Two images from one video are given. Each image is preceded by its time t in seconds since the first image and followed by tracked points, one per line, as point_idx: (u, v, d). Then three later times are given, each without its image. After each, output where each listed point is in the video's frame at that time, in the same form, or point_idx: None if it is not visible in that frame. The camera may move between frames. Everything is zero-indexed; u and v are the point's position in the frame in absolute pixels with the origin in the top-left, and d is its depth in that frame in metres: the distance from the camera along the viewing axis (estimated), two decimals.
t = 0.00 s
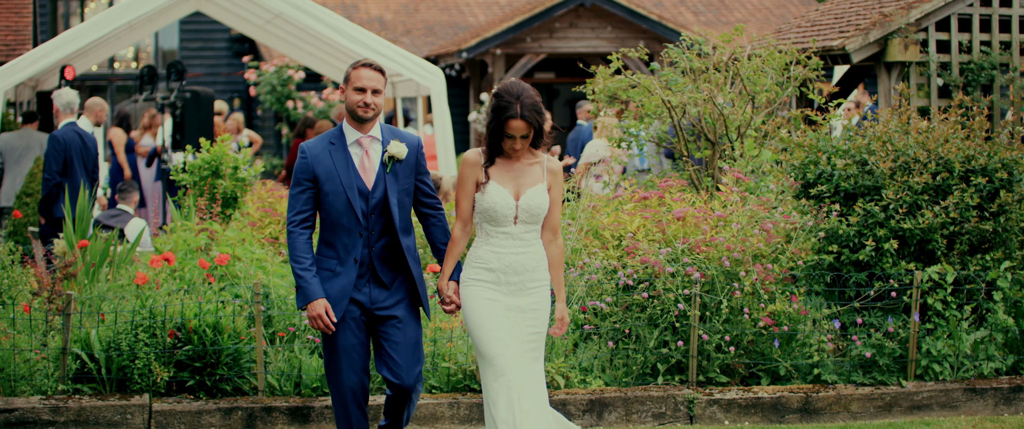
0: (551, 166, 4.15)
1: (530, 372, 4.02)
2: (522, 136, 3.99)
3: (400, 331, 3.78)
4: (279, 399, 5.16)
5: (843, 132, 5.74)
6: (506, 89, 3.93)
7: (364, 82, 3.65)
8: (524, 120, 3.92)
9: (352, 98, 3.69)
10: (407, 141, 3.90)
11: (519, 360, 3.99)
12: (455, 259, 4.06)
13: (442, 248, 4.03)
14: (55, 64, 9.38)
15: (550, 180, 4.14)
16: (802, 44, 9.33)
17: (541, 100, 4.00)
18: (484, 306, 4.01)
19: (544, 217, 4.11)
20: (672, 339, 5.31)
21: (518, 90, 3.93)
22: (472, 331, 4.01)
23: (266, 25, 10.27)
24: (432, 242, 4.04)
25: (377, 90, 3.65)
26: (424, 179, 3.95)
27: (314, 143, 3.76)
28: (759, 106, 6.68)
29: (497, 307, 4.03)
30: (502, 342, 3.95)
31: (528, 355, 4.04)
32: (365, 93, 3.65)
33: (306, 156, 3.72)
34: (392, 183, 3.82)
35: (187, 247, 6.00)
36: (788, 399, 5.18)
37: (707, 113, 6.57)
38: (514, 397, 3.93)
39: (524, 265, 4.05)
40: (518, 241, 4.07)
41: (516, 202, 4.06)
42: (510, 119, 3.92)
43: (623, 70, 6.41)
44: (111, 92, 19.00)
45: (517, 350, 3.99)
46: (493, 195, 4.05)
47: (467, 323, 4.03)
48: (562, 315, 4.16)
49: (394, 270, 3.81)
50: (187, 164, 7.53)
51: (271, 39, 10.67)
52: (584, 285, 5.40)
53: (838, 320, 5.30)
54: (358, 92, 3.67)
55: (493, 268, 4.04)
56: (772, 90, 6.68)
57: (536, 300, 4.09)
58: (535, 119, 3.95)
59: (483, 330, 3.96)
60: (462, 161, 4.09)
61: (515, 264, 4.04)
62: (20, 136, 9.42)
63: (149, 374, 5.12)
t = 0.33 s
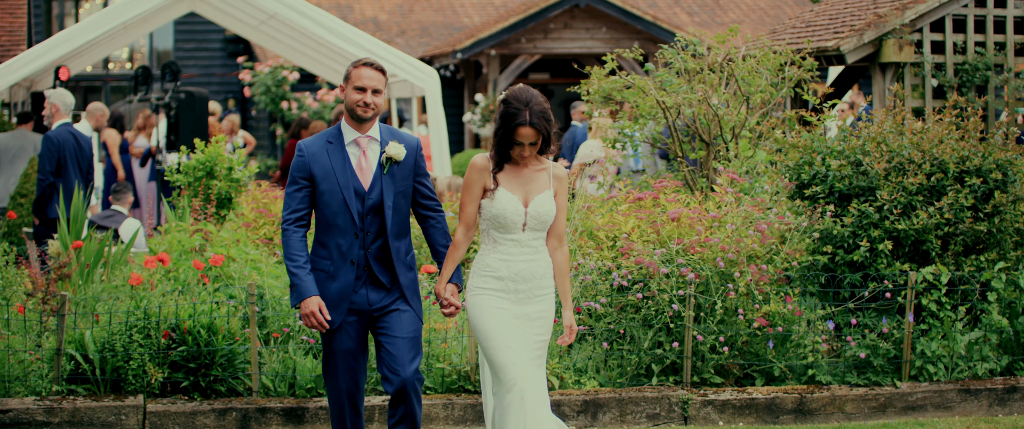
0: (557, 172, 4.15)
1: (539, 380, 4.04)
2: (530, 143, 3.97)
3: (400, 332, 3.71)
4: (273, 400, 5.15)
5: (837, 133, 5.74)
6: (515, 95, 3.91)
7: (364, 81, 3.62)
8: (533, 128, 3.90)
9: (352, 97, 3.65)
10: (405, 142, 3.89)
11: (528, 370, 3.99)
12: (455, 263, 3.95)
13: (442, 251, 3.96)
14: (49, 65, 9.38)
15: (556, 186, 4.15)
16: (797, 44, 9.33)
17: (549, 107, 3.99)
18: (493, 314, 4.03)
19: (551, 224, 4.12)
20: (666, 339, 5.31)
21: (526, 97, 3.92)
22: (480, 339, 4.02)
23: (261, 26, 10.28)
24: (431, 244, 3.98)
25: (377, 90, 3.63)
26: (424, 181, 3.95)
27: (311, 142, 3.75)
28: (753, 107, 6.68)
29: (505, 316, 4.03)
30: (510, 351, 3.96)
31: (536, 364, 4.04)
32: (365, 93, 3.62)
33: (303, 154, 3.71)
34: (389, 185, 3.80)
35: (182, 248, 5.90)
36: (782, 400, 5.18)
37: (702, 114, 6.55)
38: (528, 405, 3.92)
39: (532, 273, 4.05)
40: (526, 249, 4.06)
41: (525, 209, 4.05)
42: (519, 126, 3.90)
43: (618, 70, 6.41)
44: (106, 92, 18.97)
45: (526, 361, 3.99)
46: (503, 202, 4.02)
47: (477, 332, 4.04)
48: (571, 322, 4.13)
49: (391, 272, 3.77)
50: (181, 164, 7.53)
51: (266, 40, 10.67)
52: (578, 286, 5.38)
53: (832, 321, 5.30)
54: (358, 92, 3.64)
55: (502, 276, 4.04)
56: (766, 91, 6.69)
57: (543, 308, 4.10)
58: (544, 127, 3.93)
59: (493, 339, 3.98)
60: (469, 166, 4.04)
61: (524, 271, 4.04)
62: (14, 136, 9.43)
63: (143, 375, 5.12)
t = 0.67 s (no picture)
0: (565, 174, 4.17)
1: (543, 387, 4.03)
2: (537, 145, 3.97)
3: (397, 343, 3.66)
4: (267, 404, 5.16)
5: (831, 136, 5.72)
6: (521, 95, 3.92)
7: (368, 86, 3.58)
8: (540, 127, 3.89)
9: (355, 103, 3.62)
10: (409, 151, 3.84)
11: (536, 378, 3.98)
12: (453, 268, 3.95)
13: (440, 257, 3.85)
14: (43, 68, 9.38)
15: (565, 188, 4.16)
16: (790, 47, 9.33)
17: (556, 107, 3.99)
18: (504, 319, 4.02)
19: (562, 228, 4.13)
20: (660, 343, 5.31)
21: (532, 97, 3.93)
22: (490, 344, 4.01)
23: (254, 29, 10.30)
24: (429, 251, 3.88)
25: (381, 95, 3.59)
26: (426, 190, 3.89)
27: (312, 147, 3.73)
28: (747, 110, 6.69)
29: (516, 321, 4.03)
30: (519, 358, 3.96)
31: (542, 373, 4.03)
32: (368, 98, 3.58)
33: (304, 160, 3.69)
34: (389, 193, 3.75)
35: (176, 252, 5.89)
36: (776, 403, 5.18)
37: (695, 117, 6.55)
38: (535, 412, 3.89)
39: (544, 279, 4.06)
40: (538, 254, 4.07)
41: (535, 213, 4.05)
42: (525, 126, 3.89)
43: (611, 74, 6.42)
44: (99, 95, 18.95)
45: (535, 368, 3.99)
46: (513, 208, 4.04)
47: (485, 336, 4.04)
48: (582, 324, 4.12)
49: (389, 282, 3.71)
50: (175, 168, 7.53)
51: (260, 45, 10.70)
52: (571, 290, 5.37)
53: (826, 324, 5.30)
54: (361, 97, 3.61)
55: (513, 281, 4.05)
56: (760, 94, 6.70)
57: (553, 316, 4.10)
58: (551, 126, 3.93)
59: (504, 345, 3.96)
60: (476, 172, 4.07)
61: (535, 277, 4.05)
62: (8, 140, 9.45)
63: (137, 379, 5.13)
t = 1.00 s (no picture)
0: (571, 174, 4.17)
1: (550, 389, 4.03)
2: (542, 143, 3.94)
3: (397, 355, 3.60)
4: (262, 408, 5.16)
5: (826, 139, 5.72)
6: (524, 94, 3.93)
7: (377, 94, 3.60)
8: (543, 126, 3.89)
9: (364, 110, 3.63)
10: (418, 159, 3.83)
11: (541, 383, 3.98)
12: (463, 272, 3.88)
13: (450, 262, 3.85)
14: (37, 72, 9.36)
15: (571, 187, 4.16)
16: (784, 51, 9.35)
17: (559, 105, 4.00)
18: (510, 323, 4.01)
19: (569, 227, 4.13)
20: (654, 347, 5.30)
21: (535, 96, 3.94)
22: (496, 349, 4.00)
23: (249, 33, 10.35)
24: (440, 258, 3.86)
25: (390, 103, 3.61)
26: (435, 198, 3.89)
27: (320, 154, 3.74)
28: (741, 114, 6.71)
29: (522, 325, 4.02)
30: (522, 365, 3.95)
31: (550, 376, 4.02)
32: (377, 105, 3.60)
33: (310, 167, 3.70)
34: (398, 202, 3.74)
35: (171, 255, 5.94)
36: (770, 407, 5.18)
37: (690, 122, 6.55)
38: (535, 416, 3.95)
39: (551, 280, 4.05)
40: (545, 255, 4.07)
41: (541, 213, 4.06)
42: (529, 125, 3.89)
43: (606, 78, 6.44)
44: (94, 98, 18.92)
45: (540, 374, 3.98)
46: (520, 209, 4.03)
47: (491, 339, 4.02)
48: (600, 322, 4.16)
49: (393, 292, 3.69)
50: (169, 172, 7.54)
51: (256, 49, 10.72)
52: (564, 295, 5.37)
53: (820, 328, 5.31)
54: (370, 104, 3.62)
55: (521, 284, 4.04)
56: (754, 98, 6.72)
57: (561, 317, 4.08)
58: (553, 124, 3.92)
59: (509, 350, 3.96)
60: (481, 173, 4.04)
61: (543, 279, 4.04)
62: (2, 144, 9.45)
63: (131, 383, 5.11)
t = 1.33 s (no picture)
0: (575, 173, 4.16)
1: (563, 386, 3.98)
2: (546, 139, 3.90)
3: (401, 360, 3.64)
4: (257, 411, 5.15)
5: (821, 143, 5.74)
6: (525, 91, 3.89)
7: (392, 91, 3.54)
8: (546, 122, 3.85)
9: (377, 108, 3.58)
10: (430, 158, 3.77)
11: (550, 381, 3.95)
12: (474, 272, 3.89)
13: (461, 261, 3.85)
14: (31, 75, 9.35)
15: (575, 186, 4.15)
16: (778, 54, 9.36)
17: (560, 100, 3.95)
18: (514, 325, 4.01)
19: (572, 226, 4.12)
20: (649, 350, 5.29)
21: (536, 93, 3.89)
22: (502, 352, 4.00)
23: (244, 36, 10.37)
24: (452, 256, 3.87)
25: (404, 100, 3.56)
26: (448, 197, 3.84)
27: (330, 149, 3.66)
28: (737, 117, 6.70)
29: (527, 326, 4.00)
30: (526, 365, 3.97)
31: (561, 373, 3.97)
32: (391, 103, 3.54)
33: (321, 161, 3.61)
34: (411, 199, 3.70)
35: (165, 259, 5.94)
36: (766, 410, 5.18)
37: (685, 125, 6.59)
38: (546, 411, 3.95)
39: (554, 278, 4.03)
40: (547, 254, 4.06)
41: (543, 212, 4.04)
42: (530, 121, 3.85)
43: (601, 81, 6.44)
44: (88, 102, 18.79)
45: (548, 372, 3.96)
46: (521, 208, 4.02)
47: (497, 343, 4.02)
48: (604, 323, 4.15)
49: (403, 290, 3.67)
50: (164, 175, 7.55)
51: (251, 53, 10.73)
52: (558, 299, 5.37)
53: (816, 331, 5.30)
54: (385, 102, 3.56)
55: (523, 284, 4.02)
56: (750, 101, 6.72)
57: (568, 313, 4.05)
58: (556, 120, 3.88)
59: (514, 352, 3.97)
60: (484, 170, 4.03)
61: (546, 278, 4.02)
62: None
63: (126, 386, 5.11)
